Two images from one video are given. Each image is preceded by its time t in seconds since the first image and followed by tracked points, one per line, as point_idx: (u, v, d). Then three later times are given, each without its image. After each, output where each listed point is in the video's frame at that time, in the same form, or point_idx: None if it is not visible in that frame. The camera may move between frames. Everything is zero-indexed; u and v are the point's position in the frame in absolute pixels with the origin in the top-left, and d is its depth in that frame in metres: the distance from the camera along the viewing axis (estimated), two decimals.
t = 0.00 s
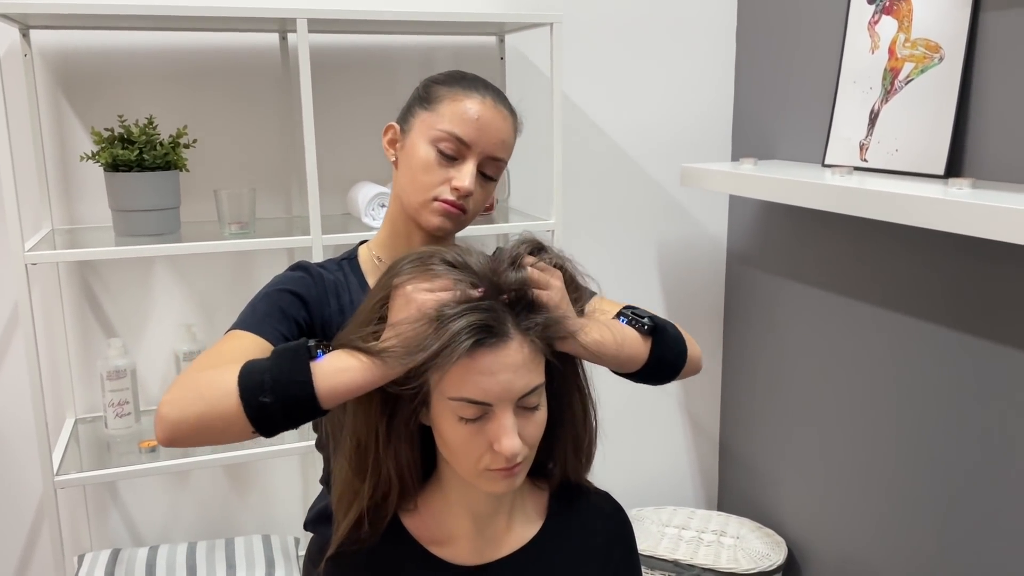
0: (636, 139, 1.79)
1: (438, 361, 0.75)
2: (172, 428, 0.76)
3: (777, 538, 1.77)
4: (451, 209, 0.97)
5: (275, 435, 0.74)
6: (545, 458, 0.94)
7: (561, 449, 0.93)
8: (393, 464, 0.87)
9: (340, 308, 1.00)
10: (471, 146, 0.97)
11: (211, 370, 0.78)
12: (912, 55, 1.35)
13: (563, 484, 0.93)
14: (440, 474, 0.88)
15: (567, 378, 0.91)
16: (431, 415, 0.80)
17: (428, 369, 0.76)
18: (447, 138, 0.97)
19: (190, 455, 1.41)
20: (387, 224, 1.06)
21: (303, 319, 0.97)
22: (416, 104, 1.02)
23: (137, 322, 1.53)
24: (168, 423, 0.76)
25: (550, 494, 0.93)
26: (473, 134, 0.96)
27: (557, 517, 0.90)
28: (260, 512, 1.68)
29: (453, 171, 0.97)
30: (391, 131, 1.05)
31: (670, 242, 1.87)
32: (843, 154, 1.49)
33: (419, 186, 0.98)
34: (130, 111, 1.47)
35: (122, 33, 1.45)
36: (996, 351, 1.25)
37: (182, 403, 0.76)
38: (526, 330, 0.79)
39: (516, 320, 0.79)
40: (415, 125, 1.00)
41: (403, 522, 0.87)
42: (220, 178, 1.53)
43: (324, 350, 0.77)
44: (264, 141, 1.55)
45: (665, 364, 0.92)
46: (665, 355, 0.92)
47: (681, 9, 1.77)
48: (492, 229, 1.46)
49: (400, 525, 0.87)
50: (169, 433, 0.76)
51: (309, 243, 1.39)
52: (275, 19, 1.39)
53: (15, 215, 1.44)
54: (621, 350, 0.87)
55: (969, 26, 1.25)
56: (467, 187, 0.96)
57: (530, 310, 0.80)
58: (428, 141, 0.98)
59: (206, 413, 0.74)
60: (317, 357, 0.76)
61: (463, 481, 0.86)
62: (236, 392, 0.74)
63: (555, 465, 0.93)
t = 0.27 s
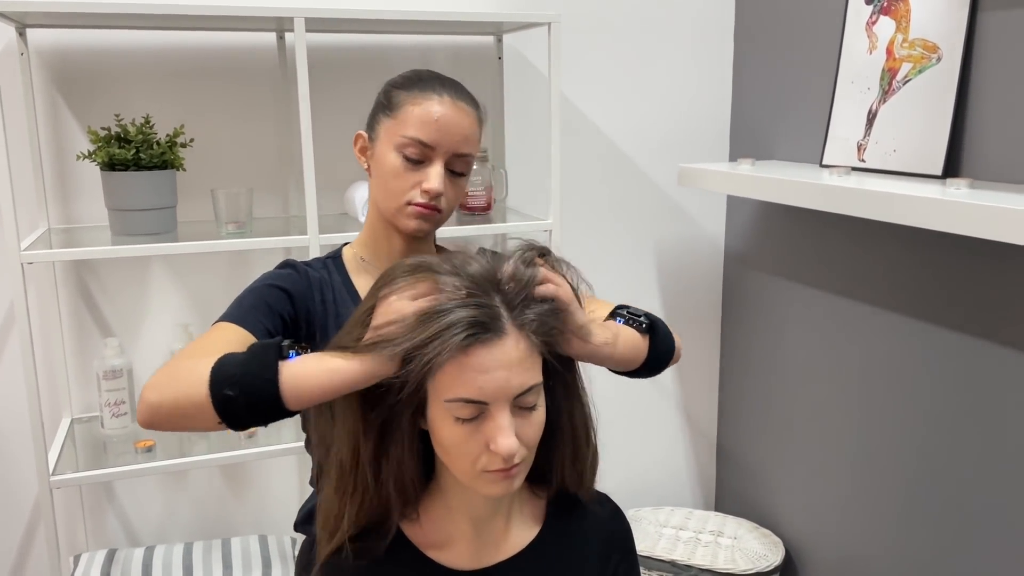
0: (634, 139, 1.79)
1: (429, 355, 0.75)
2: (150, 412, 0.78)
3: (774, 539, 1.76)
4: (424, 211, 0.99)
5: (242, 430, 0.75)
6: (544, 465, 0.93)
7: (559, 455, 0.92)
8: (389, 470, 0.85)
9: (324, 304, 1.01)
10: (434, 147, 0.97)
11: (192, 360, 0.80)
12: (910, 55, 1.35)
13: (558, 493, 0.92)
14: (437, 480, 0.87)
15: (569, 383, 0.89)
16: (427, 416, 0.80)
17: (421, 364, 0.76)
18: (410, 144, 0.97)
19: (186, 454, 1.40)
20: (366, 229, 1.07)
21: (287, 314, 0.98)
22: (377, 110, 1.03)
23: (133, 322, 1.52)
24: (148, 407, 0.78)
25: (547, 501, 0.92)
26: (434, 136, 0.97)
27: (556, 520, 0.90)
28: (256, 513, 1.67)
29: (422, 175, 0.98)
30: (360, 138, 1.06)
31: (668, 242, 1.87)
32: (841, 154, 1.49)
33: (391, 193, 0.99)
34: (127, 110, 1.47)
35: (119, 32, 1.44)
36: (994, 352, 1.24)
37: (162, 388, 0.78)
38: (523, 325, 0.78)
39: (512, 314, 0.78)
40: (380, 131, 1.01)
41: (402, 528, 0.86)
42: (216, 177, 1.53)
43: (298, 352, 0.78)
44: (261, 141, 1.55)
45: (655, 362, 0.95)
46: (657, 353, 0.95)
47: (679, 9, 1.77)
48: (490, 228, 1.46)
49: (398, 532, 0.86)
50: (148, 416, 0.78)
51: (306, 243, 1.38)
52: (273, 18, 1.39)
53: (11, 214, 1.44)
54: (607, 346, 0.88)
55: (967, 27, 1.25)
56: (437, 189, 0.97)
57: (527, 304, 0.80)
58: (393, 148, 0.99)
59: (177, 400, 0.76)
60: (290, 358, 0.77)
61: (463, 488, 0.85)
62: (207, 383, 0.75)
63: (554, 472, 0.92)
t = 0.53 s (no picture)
0: (633, 139, 1.79)
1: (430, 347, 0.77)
2: (138, 412, 0.79)
3: (772, 540, 1.76)
4: (400, 216, 0.98)
5: (228, 436, 0.76)
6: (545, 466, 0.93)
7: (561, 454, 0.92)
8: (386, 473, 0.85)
9: (311, 304, 1.01)
10: (394, 151, 0.97)
11: (182, 364, 0.81)
12: (908, 56, 1.34)
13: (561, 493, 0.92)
14: (437, 481, 0.87)
15: (558, 386, 0.90)
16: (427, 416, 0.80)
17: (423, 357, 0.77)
18: (371, 153, 0.97)
19: (184, 454, 1.40)
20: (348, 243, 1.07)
21: (276, 314, 0.98)
22: (336, 126, 1.03)
23: (131, 321, 1.52)
24: (136, 407, 0.79)
25: (547, 501, 0.92)
26: (392, 140, 0.96)
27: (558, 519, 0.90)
28: (253, 513, 1.67)
29: (389, 180, 0.98)
30: (329, 156, 1.07)
31: (667, 242, 1.87)
32: (839, 155, 1.49)
33: (365, 204, 0.99)
34: (125, 109, 1.47)
35: (116, 31, 1.44)
36: (993, 352, 1.24)
37: (150, 389, 0.78)
38: (523, 318, 0.80)
39: (512, 306, 0.80)
40: (342, 147, 1.01)
41: (402, 530, 0.86)
42: (214, 177, 1.53)
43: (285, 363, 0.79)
44: (259, 140, 1.55)
45: (643, 360, 0.97)
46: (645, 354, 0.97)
47: (678, 9, 1.77)
48: (489, 228, 1.45)
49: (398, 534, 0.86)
50: (136, 416, 0.79)
51: (304, 242, 1.38)
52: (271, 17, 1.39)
53: (8, 213, 1.44)
54: (581, 347, 0.88)
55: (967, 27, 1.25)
56: (407, 191, 0.96)
57: (524, 300, 0.81)
58: (357, 161, 0.99)
59: (165, 403, 0.77)
60: (276, 368, 0.78)
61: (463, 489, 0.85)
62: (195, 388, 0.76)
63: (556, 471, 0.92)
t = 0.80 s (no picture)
0: (632, 139, 1.79)
1: (426, 338, 0.77)
2: (154, 416, 0.79)
3: (771, 540, 1.76)
4: (385, 214, 0.98)
5: (249, 432, 0.77)
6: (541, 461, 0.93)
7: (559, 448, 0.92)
8: (383, 468, 0.85)
9: (309, 299, 1.01)
10: (366, 152, 0.96)
11: (195, 364, 0.81)
12: (908, 55, 1.34)
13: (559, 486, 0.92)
14: (434, 474, 0.87)
15: (552, 383, 0.89)
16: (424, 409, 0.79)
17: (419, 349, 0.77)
18: (344, 158, 0.97)
19: (182, 453, 1.39)
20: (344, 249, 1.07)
21: (276, 311, 0.98)
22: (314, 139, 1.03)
23: (129, 320, 1.52)
24: (152, 411, 0.79)
25: (545, 495, 0.92)
26: (362, 142, 0.96)
27: (556, 514, 0.89)
28: (252, 513, 1.66)
29: (367, 180, 0.97)
30: (314, 168, 1.07)
31: (666, 243, 1.87)
32: (839, 155, 1.49)
33: (350, 209, 0.99)
34: (124, 108, 1.46)
35: (115, 29, 1.44)
36: (992, 352, 1.24)
37: (165, 392, 0.78)
38: (519, 311, 0.80)
39: (508, 299, 0.80)
40: (320, 158, 1.01)
41: (399, 524, 0.86)
42: (213, 175, 1.53)
43: (302, 357, 0.80)
44: (258, 139, 1.55)
45: (634, 355, 0.95)
46: (636, 348, 0.96)
47: (677, 9, 1.77)
48: (488, 227, 1.45)
49: (394, 528, 0.86)
50: (152, 420, 0.79)
51: (303, 241, 1.38)
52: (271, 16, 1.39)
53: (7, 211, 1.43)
54: (564, 340, 0.87)
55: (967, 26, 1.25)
56: (385, 188, 0.96)
57: (520, 294, 0.81)
58: (334, 168, 0.98)
59: (184, 404, 0.77)
60: (294, 364, 0.79)
61: (459, 485, 0.85)
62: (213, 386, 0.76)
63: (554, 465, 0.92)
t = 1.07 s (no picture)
0: (632, 139, 1.79)
1: (429, 333, 0.77)
2: (162, 417, 0.79)
3: (770, 540, 1.76)
4: (382, 214, 0.98)
5: (260, 426, 0.77)
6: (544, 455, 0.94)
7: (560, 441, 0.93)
8: (384, 463, 0.85)
9: (309, 296, 1.01)
10: (359, 152, 0.96)
11: (200, 362, 0.81)
12: (908, 55, 1.34)
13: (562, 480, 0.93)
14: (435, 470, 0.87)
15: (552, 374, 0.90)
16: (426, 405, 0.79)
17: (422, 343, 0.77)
18: (338, 160, 0.97)
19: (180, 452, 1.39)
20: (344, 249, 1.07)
21: (278, 308, 0.97)
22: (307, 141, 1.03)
23: (128, 318, 1.51)
24: (159, 413, 0.79)
25: (546, 491, 0.92)
26: (354, 143, 0.96)
27: (559, 511, 0.89)
28: (250, 513, 1.66)
29: (362, 181, 0.97)
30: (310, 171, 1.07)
31: (665, 242, 1.87)
32: (839, 155, 1.49)
33: (347, 210, 0.99)
34: (122, 105, 1.46)
35: (114, 27, 1.43)
36: (992, 351, 1.24)
37: (173, 392, 0.78)
38: (521, 306, 0.79)
39: (511, 294, 0.80)
40: (315, 160, 1.01)
41: (399, 519, 0.86)
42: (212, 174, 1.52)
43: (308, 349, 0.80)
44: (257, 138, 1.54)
45: (627, 355, 0.94)
46: (628, 349, 0.95)
47: (677, 9, 1.77)
48: (488, 226, 1.45)
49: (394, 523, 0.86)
50: (160, 422, 0.79)
51: (302, 239, 1.37)
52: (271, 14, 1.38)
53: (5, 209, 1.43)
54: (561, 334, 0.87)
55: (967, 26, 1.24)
56: (381, 187, 0.96)
57: (522, 289, 0.81)
58: (329, 171, 0.98)
59: (193, 403, 0.77)
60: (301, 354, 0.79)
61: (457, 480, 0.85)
62: (223, 383, 0.77)
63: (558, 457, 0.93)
